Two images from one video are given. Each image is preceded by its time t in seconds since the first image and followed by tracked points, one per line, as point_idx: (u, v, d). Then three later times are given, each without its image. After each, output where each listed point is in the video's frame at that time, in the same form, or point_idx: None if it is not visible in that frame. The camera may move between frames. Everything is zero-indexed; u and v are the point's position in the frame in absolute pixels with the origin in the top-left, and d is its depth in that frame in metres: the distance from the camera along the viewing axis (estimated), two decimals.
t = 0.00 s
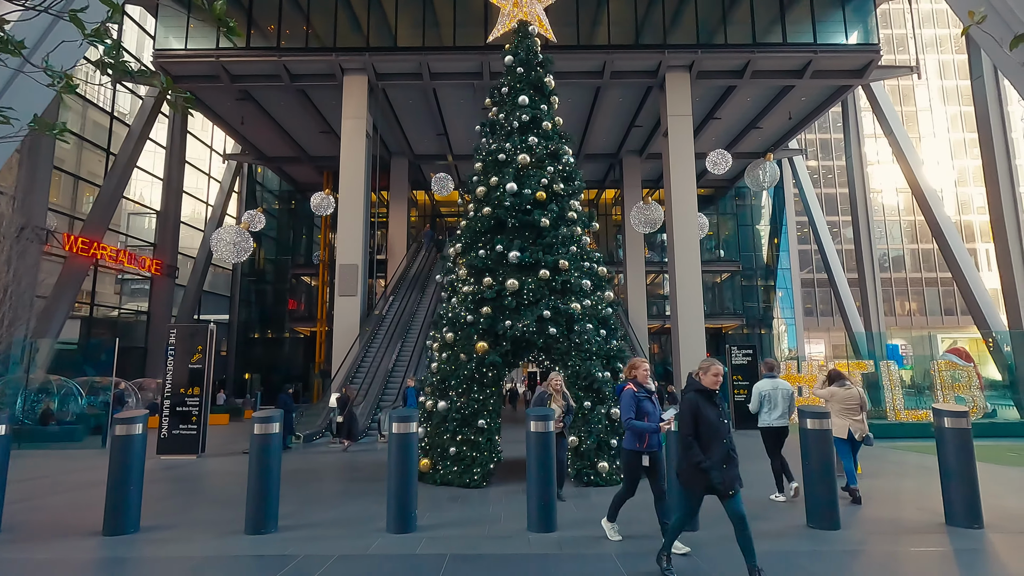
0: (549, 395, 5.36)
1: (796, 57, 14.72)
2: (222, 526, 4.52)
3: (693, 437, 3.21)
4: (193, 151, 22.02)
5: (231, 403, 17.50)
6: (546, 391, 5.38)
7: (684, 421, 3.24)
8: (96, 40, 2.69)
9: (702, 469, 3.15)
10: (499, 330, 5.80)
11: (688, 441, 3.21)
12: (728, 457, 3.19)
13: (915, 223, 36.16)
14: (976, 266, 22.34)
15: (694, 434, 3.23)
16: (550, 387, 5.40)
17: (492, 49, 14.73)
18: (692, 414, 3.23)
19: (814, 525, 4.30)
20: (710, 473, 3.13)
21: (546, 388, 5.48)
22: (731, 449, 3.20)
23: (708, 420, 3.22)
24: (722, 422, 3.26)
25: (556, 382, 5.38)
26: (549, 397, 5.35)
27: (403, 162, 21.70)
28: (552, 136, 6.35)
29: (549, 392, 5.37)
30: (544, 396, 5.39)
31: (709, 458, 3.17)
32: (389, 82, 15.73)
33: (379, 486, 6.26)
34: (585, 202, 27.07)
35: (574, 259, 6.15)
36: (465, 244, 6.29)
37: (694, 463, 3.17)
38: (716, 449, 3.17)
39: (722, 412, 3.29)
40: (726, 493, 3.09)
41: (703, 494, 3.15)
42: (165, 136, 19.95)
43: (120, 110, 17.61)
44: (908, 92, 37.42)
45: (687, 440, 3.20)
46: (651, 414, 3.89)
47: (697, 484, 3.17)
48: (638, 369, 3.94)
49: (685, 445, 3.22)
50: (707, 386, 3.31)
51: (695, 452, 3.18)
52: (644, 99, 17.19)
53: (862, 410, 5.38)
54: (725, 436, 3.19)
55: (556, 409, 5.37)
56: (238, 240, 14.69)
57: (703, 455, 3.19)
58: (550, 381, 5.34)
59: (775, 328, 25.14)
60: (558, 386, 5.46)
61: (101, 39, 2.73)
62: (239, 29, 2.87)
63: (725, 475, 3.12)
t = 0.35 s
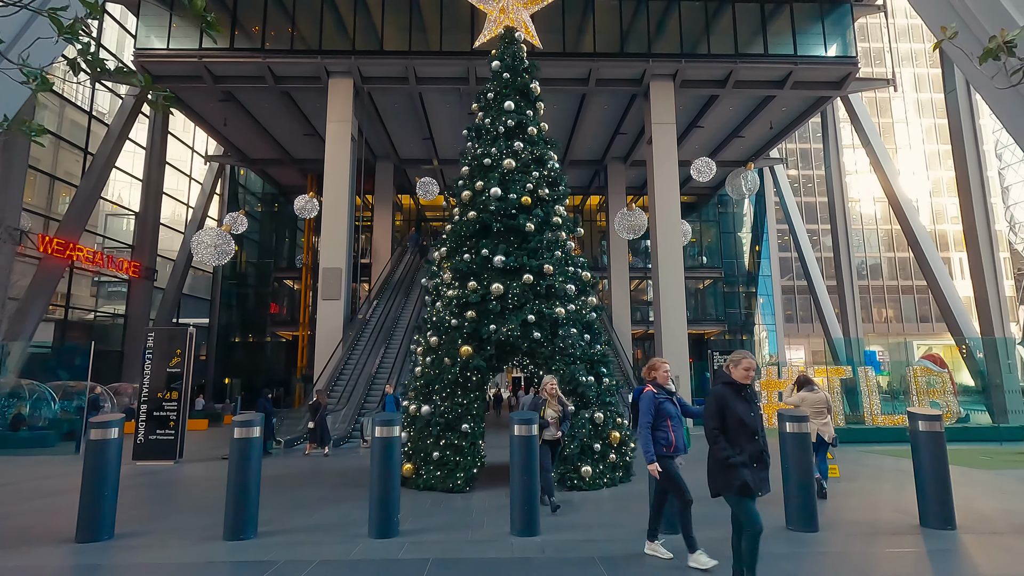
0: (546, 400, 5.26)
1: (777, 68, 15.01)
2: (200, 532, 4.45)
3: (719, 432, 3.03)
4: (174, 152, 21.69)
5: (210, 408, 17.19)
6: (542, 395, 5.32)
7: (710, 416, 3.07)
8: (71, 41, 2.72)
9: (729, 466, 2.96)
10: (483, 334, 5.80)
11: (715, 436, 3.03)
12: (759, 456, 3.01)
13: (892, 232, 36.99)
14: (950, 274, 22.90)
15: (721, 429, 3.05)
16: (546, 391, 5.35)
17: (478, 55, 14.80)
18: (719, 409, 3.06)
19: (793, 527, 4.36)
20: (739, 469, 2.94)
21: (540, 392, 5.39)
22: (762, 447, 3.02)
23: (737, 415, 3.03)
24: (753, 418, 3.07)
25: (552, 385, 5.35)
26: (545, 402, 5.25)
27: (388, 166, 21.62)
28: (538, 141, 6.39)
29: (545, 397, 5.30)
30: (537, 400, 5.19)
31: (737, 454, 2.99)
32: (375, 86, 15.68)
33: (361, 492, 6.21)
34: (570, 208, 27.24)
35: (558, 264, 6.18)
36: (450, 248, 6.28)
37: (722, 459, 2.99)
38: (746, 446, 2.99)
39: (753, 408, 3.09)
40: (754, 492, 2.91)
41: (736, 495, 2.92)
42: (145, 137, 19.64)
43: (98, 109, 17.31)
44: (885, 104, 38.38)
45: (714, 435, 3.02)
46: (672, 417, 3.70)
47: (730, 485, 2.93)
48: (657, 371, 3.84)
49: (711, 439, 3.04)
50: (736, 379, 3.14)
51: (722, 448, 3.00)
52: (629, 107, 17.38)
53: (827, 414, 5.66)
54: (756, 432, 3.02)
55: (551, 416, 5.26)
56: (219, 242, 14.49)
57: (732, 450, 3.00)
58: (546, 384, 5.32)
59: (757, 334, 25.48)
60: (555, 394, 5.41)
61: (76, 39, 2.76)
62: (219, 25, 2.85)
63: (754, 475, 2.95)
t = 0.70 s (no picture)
0: (543, 404, 5.09)
1: (760, 81, 15.29)
2: (177, 544, 4.35)
3: (763, 453, 2.74)
4: (158, 157, 21.44)
5: (190, 417, 16.88)
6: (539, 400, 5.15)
7: (750, 435, 2.77)
8: (52, 46, 2.70)
9: (778, 491, 2.67)
10: (469, 343, 5.78)
11: (757, 458, 2.74)
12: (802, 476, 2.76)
13: (872, 243, 37.70)
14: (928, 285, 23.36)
15: (764, 449, 2.76)
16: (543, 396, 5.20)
17: (467, 65, 14.88)
18: (758, 426, 2.77)
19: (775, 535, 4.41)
20: (789, 495, 2.65)
21: (537, 399, 5.22)
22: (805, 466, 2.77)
23: (778, 431, 2.76)
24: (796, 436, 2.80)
25: (548, 388, 5.20)
26: (543, 406, 5.08)
27: (375, 174, 21.57)
28: (525, 151, 6.41)
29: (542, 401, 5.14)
30: (534, 406, 5.02)
31: (783, 476, 2.71)
32: (363, 93, 15.67)
33: (344, 502, 6.13)
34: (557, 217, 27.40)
35: (545, 273, 6.18)
36: (435, 256, 6.26)
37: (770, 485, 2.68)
38: (791, 467, 2.73)
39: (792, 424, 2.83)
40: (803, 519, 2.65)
41: (784, 524, 2.66)
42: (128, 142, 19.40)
43: (80, 113, 17.07)
44: (864, 119, 39.24)
45: (756, 457, 2.72)
46: (704, 425, 3.47)
47: (779, 513, 2.66)
48: (684, 376, 3.59)
49: (753, 461, 2.75)
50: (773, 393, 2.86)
51: (767, 471, 2.70)
52: (615, 118, 17.58)
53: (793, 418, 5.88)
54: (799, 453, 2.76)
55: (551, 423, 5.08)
56: (202, 249, 14.33)
57: (778, 473, 2.72)
58: (542, 387, 5.16)
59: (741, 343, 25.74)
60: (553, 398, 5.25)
61: (57, 42, 2.73)
62: (202, 31, 2.82)
63: (801, 499, 2.69)
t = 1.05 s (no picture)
0: (557, 420, 4.86)
1: (747, 95, 15.54)
2: (159, 557, 4.27)
3: (810, 465, 2.41)
4: (144, 164, 21.24)
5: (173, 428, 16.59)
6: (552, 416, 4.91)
7: (794, 443, 2.45)
8: (38, 45, 2.68)
9: (826, 508, 2.35)
10: (458, 353, 5.76)
11: (803, 469, 2.41)
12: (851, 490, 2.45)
13: (857, 255, 38.30)
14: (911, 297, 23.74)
15: (811, 459, 2.43)
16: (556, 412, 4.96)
17: (457, 76, 14.97)
18: (804, 432, 2.44)
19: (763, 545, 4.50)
20: (837, 512, 2.34)
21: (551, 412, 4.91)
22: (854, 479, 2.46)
23: (826, 439, 2.44)
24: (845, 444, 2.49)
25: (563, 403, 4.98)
26: (557, 423, 4.84)
27: (365, 183, 21.55)
28: (515, 161, 6.45)
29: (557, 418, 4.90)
30: (548, 421, 4.78)
31: (831, 491, 2.39)
32: (353, 102, 15.70)
33: (331, 514, 6.07)
34: (547, 228, 27.53)
35: (534, 283, 6.19)
36: (425, 266, 6.24)
37: (818, 501, 2.36)
38: (840, 481, 2.41)
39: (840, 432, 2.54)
40: (855, 538, 2.34)
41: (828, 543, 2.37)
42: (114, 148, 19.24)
43: (66, 119, 16.91)
44: (849, 133, 40.01)
45: (801, 468, 2.41)
46: (743, 437, 3.32)
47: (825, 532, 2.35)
48: (722, 385, 3.44)
49: (798, 472, 2.42)
50: (821, 396, 2.54)
51: (814, 485, 2.38)
52: (604, 130, 17.76)
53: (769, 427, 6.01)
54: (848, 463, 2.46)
55: (564, 442, 4.83)
56: (189, 257, 14.19)
57: (826, 487, 2.39)
58: (557, 403, 4.92)
59: (729, 354, 25.89)
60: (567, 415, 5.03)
61: (42, 41, 2.70)
62: (193, 34, 2.82)
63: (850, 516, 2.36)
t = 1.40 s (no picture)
0: (569, 428, 4.64)
1: (735, 112, 15.80)
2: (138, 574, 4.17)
3: (859, 483, 2.34)
4: (133, 174, 21.09)
5: (156, 441, 16.28)
6: (564, 423, 4.69)
7: (844, 459, 2.39)
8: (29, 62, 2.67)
9: (877, 532, 2.26)
10: (448, 365, 5.73)
11: (851, 487, 2.35)
12: (927, 516, 2.24)
13: (843, 270, 38.83)
14: (896, 311, 24.09)
15: (860, 476, 2.35)
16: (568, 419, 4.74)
17: (449, 90, 15.09)
18: (855, 448, 2.38)
19: (753, 560, 4.42)
20: (891, 537, 2.23)
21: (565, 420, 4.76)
22: (928, 504, 2.25)
23: (881, 456, 2.34)
24: (910, 464, 2.31)
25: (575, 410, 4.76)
26: (569, 431, 4.62)
27: (355, 195, 21.55)
28: (506, 175, 6.48)
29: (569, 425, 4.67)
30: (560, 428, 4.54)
31: (889, 515, 2.26)
32: (345, 114, 15.73)
33: (317, 529, 5.97)
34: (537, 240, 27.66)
35: (524, 296, 6.20)
36: (415, 278, 6.23)
37: (867, 524, 2.28)
38: (901, 503, 2.26)
39: (908, 448, 2.37)
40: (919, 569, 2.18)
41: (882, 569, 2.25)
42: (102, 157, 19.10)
43: (54, 128, 16.77)
44: (834, 150, 40.76)
45: (850, 485, 2.35)
46: (781, 451, 3.29)
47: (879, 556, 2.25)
48: (760, 396, 3.42)
49: (847, 489, 2.37)
50: (876, 409, 2.44)
51: (863, 504, 2.31)
52: (595, 145, 17.95)
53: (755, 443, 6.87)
54: (915, 484, 2.28)
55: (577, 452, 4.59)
56: (176, 267, 14.04)
57: (878, 508, 2.29)
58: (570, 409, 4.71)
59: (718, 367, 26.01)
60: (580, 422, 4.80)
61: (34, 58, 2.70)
62: (188, 49, 2.86)
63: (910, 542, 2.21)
